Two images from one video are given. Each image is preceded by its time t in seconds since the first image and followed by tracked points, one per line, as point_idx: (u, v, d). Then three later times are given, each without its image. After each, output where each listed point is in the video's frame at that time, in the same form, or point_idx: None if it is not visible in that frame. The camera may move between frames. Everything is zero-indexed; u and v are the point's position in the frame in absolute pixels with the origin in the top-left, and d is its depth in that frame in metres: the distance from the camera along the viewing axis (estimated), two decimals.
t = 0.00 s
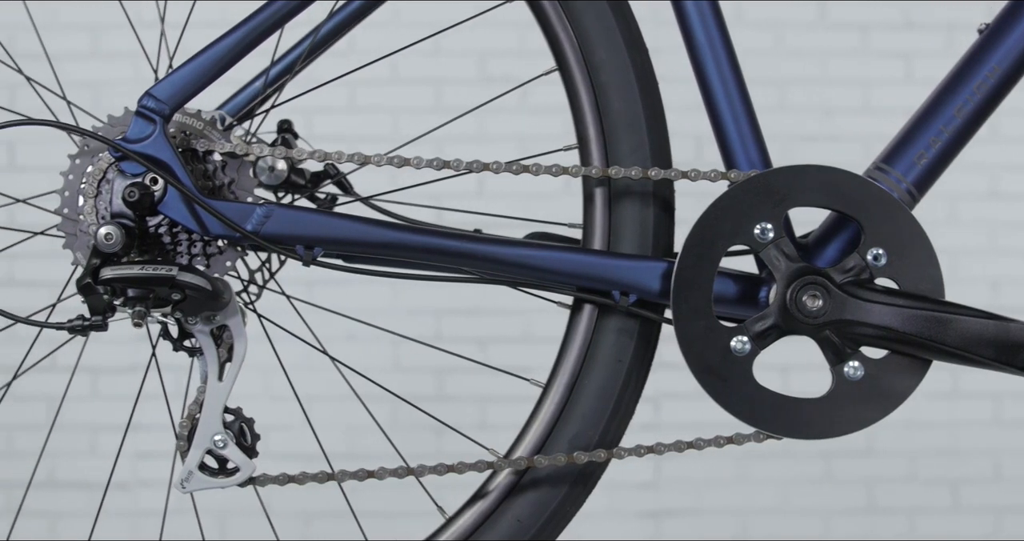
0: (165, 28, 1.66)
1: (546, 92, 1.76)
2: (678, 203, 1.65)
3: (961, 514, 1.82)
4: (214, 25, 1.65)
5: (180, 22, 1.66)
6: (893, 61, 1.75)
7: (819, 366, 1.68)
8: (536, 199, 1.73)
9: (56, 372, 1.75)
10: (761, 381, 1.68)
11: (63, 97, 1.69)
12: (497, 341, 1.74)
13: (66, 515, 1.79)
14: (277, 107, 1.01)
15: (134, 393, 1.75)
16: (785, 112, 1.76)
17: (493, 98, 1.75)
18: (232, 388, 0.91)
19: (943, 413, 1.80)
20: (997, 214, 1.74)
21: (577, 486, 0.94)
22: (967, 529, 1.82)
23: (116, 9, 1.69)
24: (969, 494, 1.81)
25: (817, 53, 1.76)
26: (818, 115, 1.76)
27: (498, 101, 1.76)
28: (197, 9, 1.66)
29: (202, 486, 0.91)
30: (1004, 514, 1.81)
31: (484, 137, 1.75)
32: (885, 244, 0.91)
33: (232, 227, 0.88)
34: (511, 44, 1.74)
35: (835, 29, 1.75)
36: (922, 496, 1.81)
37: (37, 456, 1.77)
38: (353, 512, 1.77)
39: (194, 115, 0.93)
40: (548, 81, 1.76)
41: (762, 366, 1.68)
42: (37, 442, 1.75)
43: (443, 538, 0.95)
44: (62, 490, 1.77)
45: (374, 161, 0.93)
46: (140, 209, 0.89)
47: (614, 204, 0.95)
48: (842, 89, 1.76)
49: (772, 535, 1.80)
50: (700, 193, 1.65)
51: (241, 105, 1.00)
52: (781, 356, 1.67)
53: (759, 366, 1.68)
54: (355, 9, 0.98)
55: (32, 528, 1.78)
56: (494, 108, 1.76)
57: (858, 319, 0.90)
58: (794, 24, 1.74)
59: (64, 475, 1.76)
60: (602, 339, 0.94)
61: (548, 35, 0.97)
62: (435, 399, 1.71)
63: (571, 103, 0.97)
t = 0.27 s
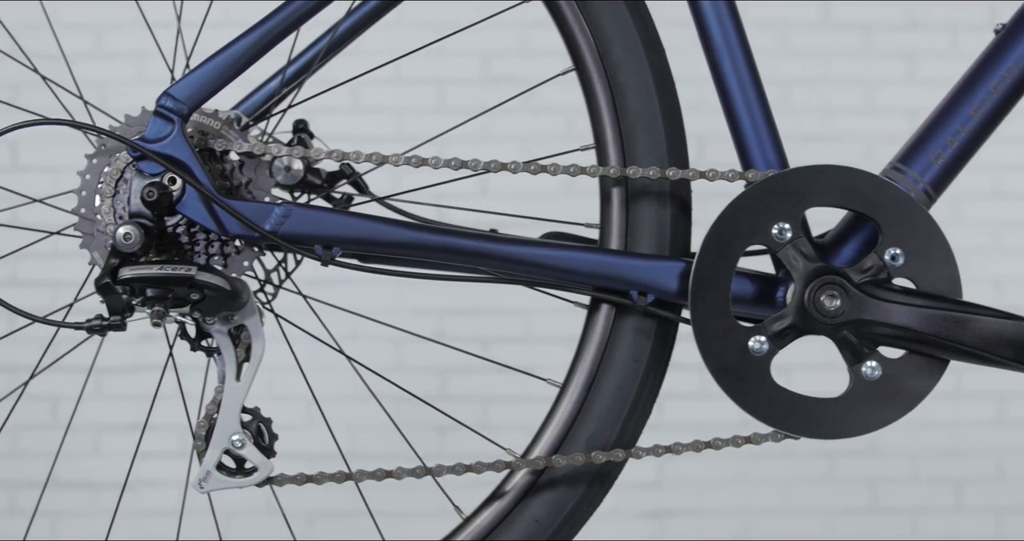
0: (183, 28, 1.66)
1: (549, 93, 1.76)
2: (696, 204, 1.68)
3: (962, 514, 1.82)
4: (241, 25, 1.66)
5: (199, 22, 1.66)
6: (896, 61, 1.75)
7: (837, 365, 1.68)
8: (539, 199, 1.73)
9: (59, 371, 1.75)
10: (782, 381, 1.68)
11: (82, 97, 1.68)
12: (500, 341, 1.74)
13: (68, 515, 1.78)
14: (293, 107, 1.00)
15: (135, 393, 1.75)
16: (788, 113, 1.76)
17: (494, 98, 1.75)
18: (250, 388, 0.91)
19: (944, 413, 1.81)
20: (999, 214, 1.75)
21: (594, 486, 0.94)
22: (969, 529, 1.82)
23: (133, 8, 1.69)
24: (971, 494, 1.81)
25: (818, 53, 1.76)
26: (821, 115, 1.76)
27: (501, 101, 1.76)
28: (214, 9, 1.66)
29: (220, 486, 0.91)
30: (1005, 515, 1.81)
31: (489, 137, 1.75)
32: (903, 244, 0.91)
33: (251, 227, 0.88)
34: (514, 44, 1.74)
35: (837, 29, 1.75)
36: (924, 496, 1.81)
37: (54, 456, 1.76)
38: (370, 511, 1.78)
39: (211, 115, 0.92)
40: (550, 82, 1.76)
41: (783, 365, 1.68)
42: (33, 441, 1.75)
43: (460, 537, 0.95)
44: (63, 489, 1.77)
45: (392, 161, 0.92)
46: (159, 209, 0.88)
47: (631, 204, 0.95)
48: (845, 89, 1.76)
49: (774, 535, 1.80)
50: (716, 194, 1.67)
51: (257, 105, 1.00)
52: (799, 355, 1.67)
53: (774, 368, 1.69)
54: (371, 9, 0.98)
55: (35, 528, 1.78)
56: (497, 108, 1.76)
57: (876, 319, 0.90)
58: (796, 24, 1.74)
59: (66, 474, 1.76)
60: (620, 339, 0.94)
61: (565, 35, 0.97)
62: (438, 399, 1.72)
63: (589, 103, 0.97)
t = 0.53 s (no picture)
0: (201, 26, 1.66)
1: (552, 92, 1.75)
2: (715, 203, 1.68)
3: (966, 514, 1.82)
4: (255, 25, 1.66)
5: (216, 20, 1.65)
6: (898, 61, 1.76)
7: (857, 366, 1.68)
8: (542, 198, 1.73)
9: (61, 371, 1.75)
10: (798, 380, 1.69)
11: (100, 96, 1.68)
12: (503, 341, 1.74)
13: (71, 515, 1.78)
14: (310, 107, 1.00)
15: (139, 394, 1.75)
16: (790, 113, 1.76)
17: (497, 97, 1.75)
18: (268, 388, 0.91)
19: (948, 413, 1.81)
20: (1001, 214, 1.75)
21: (612, 486, 0.94)
22: (973, 529, 1.82)
23: (151, 8, 1.69)
24: (975, 495, 1.81)
25: (820, 53, 1.76)
26: (823, 116, 1.76)
27: (504, 101, 1.76)
28: (233, 8, 1.66)
29: (238, 486, 0.91)
30: (1009, 515, 1.80)
31: (490, 136, 1.75)
32: (921, 244, 0.91)
33: (271, 227, 0.87)
34: (517, 44, 1.74)
35: (840, 29, 1.75)
36: (927, 496, 1.81)
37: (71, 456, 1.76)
38: (389, 512, 1.78)
39: (229, 115, 0.92)
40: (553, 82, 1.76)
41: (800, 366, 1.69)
42: (39, 442, 1.76)
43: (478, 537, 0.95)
44: (65, 490, 1.77)
45: (411, 160, 0.92)
46: (178, 209, 0.88)
47: (649, 204, 0.95)
48: (848, 90, 1.76)
49: (778, 534, 1.80)
50: (736, 194, 1.67)
51: (273, 105, 1.00)
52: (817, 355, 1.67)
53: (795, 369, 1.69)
54: (388, 9, 0.98)
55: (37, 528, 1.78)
56: (499, 107, 1.76)
57: (895, 319, 0.90)
58: (799, 23, 1.74)
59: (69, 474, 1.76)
60: (638, 339, 0.94)
61: (582, 35, 0.97)
62: (442, 399, 1.72)
63: (606, 103, 0.97)
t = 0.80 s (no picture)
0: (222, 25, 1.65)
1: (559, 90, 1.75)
2: (736, 202, 1.63)
3: (973, 514, 1.82)
4: (274, 26, 1.65)
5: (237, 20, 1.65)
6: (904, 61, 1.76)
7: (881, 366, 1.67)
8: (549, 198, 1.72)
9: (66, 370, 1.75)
10: (820, 380, 1.69)
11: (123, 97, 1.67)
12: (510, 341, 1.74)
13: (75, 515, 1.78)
14: (330, 107, 1.00)
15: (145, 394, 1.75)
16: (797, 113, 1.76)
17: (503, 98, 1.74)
18: (290, 388, 0.91)
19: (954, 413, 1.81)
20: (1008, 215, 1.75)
21: (634, 486, 0.94)
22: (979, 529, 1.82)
23: (171, 8, 1.69)
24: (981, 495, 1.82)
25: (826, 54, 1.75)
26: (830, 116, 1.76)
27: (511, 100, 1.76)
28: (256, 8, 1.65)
29: (260, 486, 0.91)
30: (1015, 514, 1.80)
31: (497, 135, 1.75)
32: (943, 244, 0.91)
33: (294, 227, 0.87)
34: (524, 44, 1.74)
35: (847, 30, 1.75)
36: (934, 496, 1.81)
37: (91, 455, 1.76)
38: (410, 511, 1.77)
39: (252, 115, 0.92)
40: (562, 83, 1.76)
41: (822, 365, 1.69)
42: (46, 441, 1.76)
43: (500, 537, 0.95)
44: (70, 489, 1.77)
45: (433, 159, 0.92)
46: (201, 208, 0.88)
47: (671, 204, 0.95)
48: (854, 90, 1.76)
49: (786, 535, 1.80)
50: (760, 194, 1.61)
51: (293, 105, 1.00)
52: (841, 355, 1.67)
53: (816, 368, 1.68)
54: (408, 9, 0.98)
55: (44, 528, 1.78)
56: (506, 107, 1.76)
57: (918, 319, 0.91)
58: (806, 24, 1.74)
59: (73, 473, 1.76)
60: (659, 338, 0.94)
61: (604, 35, 0.97)
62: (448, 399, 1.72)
63: (628, 103, 0.97)
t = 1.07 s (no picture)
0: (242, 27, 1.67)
1: (564, 89, 1.74)
2: (755, 203, 1.62)
3: (979, 513, 1.82)
4: (295, 25, 1.67)
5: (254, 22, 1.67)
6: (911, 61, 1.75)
7: (898, 365, 1.67)
8: (554, 198, 1.72)
9: (71, 371, 1.75)
10: (840, 380, 1.69)
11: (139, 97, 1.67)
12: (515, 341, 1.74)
13: (80, 515, 1.78)
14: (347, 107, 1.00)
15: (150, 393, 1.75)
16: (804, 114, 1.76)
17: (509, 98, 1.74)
18: (309, 387, 0.91)
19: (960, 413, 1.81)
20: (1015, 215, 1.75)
21: (652, 485, 0.94)
22: (985, 529, 1.82)
23: (191, 9, 1.70)
24: (987, 494, 1.82)
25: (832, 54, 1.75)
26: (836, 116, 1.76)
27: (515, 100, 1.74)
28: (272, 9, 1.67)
29: (279, 486, 0.91)
30: (1020, 513, 1.81)
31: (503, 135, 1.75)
32: (962, 243, 0.91)
33: (314, 227, 0.87)
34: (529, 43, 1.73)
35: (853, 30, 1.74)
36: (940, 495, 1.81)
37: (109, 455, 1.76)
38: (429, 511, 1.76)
39: (271, 115, 0.92)
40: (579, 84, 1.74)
41: (841, 365, 1.69)
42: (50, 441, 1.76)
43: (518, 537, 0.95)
44: (74, 489, 1.77)
45: (452, 159, 0.92)
46: (221, 208, 0.88)
47: (689, 204, 0.95)
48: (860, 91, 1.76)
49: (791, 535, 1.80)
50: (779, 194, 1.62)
51: (310, 105, 1.00)
52: (860, 355, 1.67)
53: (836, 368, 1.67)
54: (424, 9, 0.97)
55: (50, 527, 1.78)
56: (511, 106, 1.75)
57: (937, 319, 0.91)
58: (811, 24, 1.74)
59: (78, 473, 1.76)
60: (678, 338, 0.94)
61: (622, 35, 0.97)
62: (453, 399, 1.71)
63: (646, 102, 0.97)
